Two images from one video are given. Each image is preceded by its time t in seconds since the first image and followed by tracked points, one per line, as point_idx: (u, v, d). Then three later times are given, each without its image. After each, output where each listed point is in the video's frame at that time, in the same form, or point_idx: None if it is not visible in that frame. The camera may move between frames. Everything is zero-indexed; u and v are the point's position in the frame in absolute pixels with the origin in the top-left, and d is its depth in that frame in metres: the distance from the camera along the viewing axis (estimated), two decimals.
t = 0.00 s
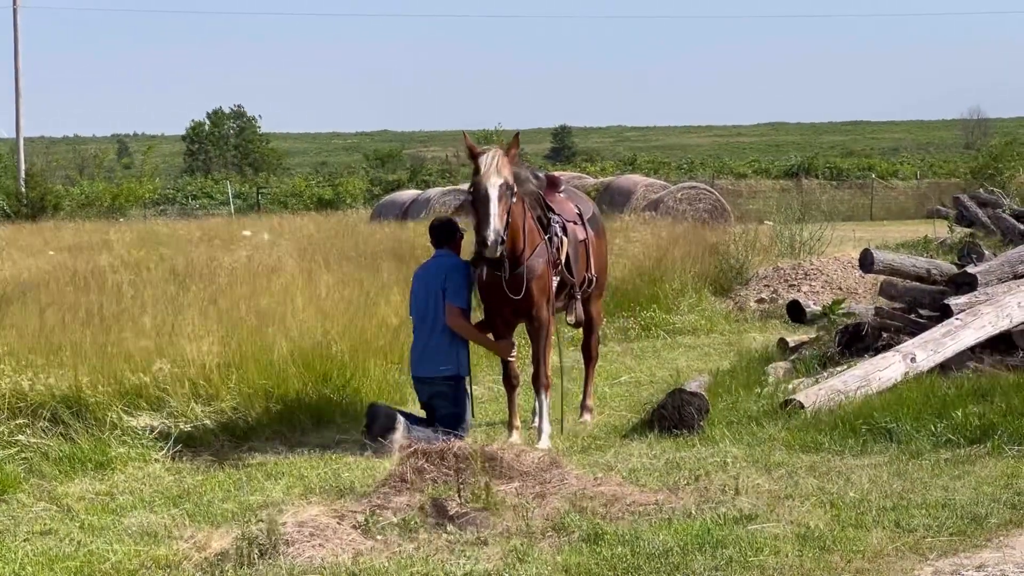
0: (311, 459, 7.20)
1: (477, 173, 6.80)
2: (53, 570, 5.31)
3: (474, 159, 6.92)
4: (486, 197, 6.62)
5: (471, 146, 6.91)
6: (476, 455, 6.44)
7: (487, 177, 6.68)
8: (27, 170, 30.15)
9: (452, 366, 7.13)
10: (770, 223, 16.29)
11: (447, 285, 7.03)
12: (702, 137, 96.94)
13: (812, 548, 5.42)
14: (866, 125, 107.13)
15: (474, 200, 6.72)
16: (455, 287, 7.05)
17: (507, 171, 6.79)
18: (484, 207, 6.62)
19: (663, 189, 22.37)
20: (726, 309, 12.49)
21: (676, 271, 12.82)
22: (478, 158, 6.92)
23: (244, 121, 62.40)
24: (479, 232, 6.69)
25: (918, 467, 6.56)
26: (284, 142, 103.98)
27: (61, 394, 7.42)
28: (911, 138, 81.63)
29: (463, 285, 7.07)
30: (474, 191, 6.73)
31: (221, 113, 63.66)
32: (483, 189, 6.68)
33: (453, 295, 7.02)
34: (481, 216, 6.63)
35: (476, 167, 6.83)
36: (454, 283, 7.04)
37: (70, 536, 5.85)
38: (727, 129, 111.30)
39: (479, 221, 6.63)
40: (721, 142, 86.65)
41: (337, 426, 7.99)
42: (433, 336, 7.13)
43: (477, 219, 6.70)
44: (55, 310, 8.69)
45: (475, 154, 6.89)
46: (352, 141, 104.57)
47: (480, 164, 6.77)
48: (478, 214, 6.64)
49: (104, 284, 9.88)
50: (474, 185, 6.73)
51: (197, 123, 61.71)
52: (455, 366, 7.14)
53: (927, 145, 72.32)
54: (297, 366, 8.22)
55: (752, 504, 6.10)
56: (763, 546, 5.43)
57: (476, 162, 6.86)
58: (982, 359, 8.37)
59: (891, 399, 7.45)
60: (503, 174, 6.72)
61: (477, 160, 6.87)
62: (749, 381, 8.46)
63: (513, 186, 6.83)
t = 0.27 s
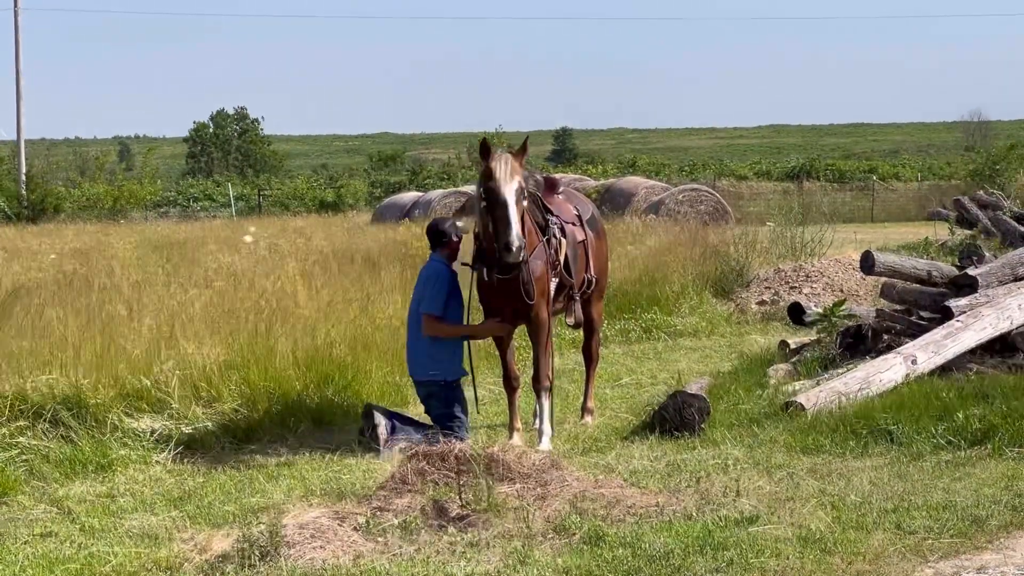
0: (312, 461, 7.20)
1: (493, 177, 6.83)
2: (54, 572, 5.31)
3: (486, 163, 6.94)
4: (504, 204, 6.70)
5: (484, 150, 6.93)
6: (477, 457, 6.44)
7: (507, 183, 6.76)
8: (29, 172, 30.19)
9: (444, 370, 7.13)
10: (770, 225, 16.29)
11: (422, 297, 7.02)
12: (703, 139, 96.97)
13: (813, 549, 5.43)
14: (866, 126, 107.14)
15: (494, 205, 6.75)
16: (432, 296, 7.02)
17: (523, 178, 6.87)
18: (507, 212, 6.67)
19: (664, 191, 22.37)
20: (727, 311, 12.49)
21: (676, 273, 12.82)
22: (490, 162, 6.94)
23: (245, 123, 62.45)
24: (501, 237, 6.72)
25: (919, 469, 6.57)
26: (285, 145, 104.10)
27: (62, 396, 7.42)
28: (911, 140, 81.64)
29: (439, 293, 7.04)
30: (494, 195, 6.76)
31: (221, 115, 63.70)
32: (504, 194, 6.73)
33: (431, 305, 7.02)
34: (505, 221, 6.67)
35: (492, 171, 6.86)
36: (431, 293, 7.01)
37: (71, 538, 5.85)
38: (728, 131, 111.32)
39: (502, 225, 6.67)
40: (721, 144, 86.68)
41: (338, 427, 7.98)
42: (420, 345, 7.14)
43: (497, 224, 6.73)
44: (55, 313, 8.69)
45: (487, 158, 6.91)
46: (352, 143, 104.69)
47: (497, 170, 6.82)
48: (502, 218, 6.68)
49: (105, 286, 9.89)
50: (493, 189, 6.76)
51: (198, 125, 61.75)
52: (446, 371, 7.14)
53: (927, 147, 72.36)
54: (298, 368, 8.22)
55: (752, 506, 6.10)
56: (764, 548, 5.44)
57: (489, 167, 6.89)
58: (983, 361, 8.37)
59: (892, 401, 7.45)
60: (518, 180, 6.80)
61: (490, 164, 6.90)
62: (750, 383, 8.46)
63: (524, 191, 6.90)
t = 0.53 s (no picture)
0: (313, 463, 7.20)
1: (510, 180, 6.84)
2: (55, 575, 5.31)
3: (500, 166, 6.95)
4: (526, 208, 6.71)
5: (498, 153, 6.94)
6: (477, 460, 6.44)
7: (525, 186, 6.79)
8: (30, 175, 30.21)
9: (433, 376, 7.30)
10: (771, 227, 16.29)
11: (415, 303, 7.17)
12: (704, 142, 96.97)
13: (814, 552, 5.42)
14: (867, 129, 107.12)
15: (512, 207, 6.76)
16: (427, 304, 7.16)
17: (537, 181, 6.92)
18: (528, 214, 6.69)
19: (665, 194, 22.37)
20: (728, 313, 12.49)
21: (677, 276, 12.83)
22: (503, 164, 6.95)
23: (246, 126, 62.49)
24: (520, 238, 6.73)
25: (920, 472, 6.56)
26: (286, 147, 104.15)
27: (63, 398, 7.44)
28: (913, 143, 81.62)
29: (434, 301, 7.18)
30: (512, 197, 6.76)
31: (222, 117, 63.73)
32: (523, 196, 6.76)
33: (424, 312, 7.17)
34: (526, 223, 6.69)
35: (507, 174, 6.87)
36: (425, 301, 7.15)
37: (72, 541, 5.85)
38: (729, 133, 111.32)
39: (524, 227, 6.68)
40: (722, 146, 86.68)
41: (339, 430, 7.97)
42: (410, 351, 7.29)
43: (517, 225, 6.73)
44: (56, 315, 8.70)
45: (502, 161, 6.92)
46: (353, 145, 104.73)
47: (513, 173, 6.84)
48: (522, 220, 6.69)
49: (105, 288, 9.90)
50: (512, 191, 6.77)
51: (199, 128, 61.78)
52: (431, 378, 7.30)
53: (928, 149, 72.36)
54: (298, 370, 8.22)
55: (753, 509, 6.10)
56: (765, 551, 5.44)
57: (503, 172, 6.90)
58: (984, 364, 8.36)
59: (892, 404, 7.45)
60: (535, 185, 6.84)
61: (505, 167, 6.91)
62: (751, 386, 8.46)
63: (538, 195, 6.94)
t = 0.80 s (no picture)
0: (315, 466, 7.20)
1: (525, 177, 6.93)
2: None
3: (514, 164, 7.03)
4: (546, 202, 6.81)
5: (512, 152, 7.03)
6: (479, 463, 6.45)
7: (541, 182, 6.90)
8: (31, 177, 30.25)
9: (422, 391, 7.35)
10: (772, 230, 16.30)
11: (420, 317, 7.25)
12: (704, 145, 97.01)
13: (816, 555, 5.43)
14: (867, 131, 107.10)
15: (529, 203, 6.83)
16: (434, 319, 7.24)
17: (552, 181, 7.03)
18: (547, 210, 6.78)
19: (666, 197, 22.39)
20: (729, 316, 12.49)
21: (679, 278, 12.84)
22: (517, 163, 7.04)
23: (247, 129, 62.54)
24: (537, 234, 6.80)
25: (922, 475, 6.57)
26: (286, 150, 104.23)
27: (66, 401, 7.46)
28: (913, 145, 81.65)
29: (441, 320, 7.27)
30: (529, 194, 6.84)
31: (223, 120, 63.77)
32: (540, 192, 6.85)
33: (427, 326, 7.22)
34: (545, 218, 6.76)
35: (523, 172, 6.96)
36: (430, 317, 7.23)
37: (75, 543, 5.86)
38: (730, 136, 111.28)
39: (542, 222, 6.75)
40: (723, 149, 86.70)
41: (341, 432, 7.96)
42: (403, 362, 7.33)
43: (534, 221, 6.80)
44: (59, 318, 8.72)
45: (516, 159, 7.01)
46: (354, 148, 104.77)
47: (529, 170, 6.95)
48: (540, 215, 6.76)
49: (107, 291, 9.91)
50: (529, 187, 6.85)
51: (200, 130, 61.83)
52: (416, 395, 7.36)
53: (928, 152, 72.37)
54: (300, 372, 8.22)
55: (755, 512, 6.10)
56: (767, 553, 5.44)
57: (519, 170, 6.98)
58: (986, 366, 8.37)
59: (894, 406, 7.45)
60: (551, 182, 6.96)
61: (519, 165, 7.00)
62: (752, 389, 8.46)
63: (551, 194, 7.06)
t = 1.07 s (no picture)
0: (317, 467, 7.20)
1: (540, 177, 6.83)
2: None
3: (527, 162, 6.93)
4: (563, 202, 6.72)
5: (524, 151, 6.91)
6: (481, 464, 6.45)
7: (557, 181, 6.81)
8: (33, 178, 30.29)
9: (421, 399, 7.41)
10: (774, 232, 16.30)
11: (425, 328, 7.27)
12: (705, 146, 97.03)
13: (818, 556, 5.43)
14: (868, 132, 107.11)
15: (545, 200, 6.74)
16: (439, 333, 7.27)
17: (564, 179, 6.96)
18: (564, 207, 6.69)
19: (668, 198, 22.39)
20: (730, 317, 12.49)
21: (680, 280, 12.84)
22: (529, 163, 6.93)
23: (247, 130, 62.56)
24: (555, 231, 6.70)
25: (924, 477, 6.57)
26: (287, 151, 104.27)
27: (68, 403, 7.46)
28: (914, 146, 81.61)
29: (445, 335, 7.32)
30: (545, 191, 6.75)
31: (224, 121, 63.78)
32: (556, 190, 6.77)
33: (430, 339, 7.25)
34: (563, 215, 6.67)
35: (537, 172, 6.86)
36: (436, 330, 7.27)
37: (77, 545, 5.86)
38: (731, 137, 111.27)
39: (560, 219, 6.66)
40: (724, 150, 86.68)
41: (343, 434, 7.95)
42: (404, 369, 7.37)
43: (552, 218, 6.70)
44: (60, 319, 8.72)
45: (529, 156, 6.91)
46: (354, 149, 104.81)
47: (543, 170, 6.86)
48: (558, 212, 6.67)
49: (109, 292, 9.91)
50: (545, 185, 6.76)
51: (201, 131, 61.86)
52: (414, 403, 7.41)
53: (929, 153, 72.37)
54: (302, 374, 8.21)
55: (757, 513, 6.11)
56: (769, 555, 5.44)
57: (532, 170, 6.89)
58: (988, 368, 8.37)
59: (896, 408, 7.45)
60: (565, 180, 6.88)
61: (532, 164, 6.90)
62: (754, 390, 8.46)
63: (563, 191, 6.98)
